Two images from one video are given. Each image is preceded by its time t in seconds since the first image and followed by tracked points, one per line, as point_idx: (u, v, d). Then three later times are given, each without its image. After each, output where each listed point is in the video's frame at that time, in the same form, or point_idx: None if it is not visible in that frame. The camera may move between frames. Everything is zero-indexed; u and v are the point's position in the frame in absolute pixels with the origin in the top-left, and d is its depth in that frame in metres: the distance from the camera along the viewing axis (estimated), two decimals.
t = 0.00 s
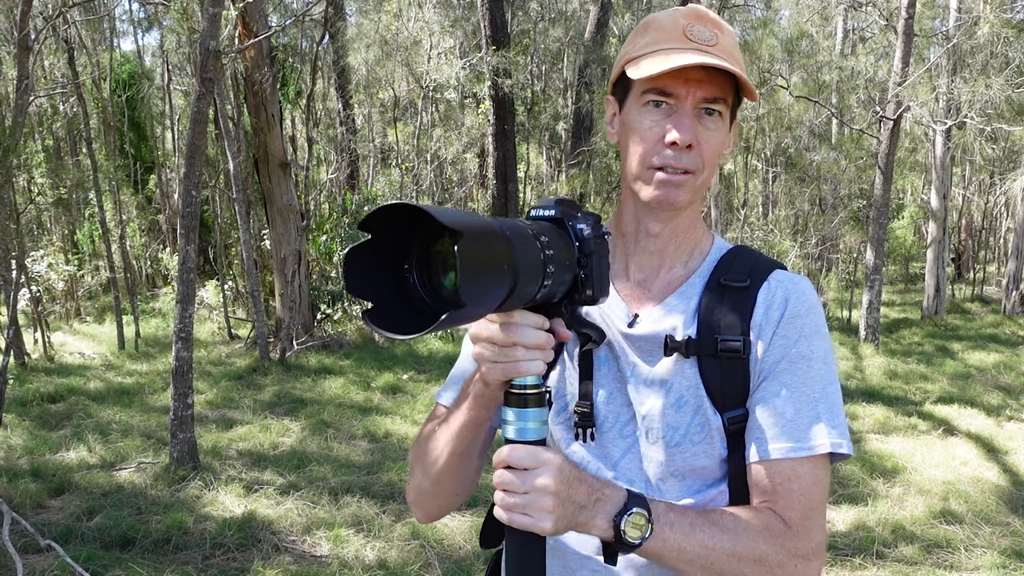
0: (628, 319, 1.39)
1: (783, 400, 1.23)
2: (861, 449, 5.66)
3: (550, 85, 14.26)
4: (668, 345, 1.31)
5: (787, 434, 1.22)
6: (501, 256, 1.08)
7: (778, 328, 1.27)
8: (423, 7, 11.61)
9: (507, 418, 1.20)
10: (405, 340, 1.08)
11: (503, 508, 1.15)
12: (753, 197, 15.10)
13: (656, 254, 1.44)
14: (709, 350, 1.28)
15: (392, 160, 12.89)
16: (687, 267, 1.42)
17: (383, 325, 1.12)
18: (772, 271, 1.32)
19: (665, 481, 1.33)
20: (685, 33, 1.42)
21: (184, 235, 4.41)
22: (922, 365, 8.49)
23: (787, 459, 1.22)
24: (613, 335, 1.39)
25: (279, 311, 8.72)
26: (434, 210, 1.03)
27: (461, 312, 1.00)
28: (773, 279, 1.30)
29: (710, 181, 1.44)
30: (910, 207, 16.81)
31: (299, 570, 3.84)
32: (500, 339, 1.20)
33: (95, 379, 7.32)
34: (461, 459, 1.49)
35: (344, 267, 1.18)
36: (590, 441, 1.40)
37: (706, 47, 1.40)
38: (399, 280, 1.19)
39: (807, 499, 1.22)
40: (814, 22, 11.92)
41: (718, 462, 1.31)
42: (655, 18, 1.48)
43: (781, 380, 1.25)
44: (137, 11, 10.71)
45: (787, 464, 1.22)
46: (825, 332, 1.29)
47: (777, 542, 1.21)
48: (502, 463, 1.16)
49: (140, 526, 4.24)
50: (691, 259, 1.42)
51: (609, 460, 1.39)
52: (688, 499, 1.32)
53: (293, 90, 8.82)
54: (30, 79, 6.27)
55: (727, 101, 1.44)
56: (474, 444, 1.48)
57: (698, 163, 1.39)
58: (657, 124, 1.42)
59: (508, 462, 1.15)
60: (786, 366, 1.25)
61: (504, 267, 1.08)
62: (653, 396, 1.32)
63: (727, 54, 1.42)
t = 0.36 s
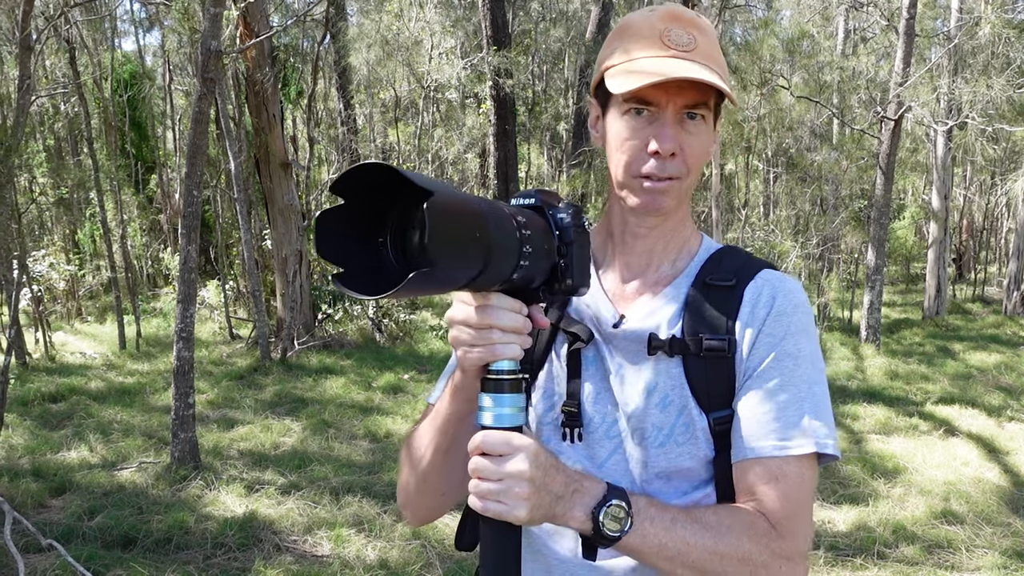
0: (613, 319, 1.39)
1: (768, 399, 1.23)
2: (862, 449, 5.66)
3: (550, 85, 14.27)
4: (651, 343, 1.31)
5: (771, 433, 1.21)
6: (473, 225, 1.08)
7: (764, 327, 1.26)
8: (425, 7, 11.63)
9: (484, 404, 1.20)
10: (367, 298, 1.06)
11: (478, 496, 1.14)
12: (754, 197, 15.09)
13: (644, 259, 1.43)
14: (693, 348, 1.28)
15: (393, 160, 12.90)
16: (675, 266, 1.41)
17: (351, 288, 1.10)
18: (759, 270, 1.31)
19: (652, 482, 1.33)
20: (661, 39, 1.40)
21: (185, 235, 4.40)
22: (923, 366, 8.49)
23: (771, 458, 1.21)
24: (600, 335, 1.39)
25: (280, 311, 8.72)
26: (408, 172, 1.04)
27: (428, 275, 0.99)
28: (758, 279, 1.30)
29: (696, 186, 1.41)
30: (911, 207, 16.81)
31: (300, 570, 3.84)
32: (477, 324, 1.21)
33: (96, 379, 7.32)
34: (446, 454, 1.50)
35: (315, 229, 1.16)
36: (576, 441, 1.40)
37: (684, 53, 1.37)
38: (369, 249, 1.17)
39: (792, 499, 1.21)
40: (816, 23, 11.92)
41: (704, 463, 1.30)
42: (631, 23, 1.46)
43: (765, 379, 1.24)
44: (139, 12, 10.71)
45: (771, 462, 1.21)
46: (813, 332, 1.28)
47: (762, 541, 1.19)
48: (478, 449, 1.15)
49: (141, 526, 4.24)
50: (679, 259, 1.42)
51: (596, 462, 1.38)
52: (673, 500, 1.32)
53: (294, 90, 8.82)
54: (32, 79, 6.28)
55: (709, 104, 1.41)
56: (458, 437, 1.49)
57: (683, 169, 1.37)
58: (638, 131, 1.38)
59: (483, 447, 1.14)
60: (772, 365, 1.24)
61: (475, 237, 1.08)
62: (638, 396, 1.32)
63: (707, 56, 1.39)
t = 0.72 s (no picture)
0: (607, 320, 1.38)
1: (762, 405, 1.22)
2: (863, 449, 5.67)
3: (551, 86, 14.28)
4: (643, 347, 1.30)
5: (763, 439, 1.21)
6: (462, 231, 1.07)
7: (758, 333, 1.25)
8: (425, 8, 11.65)
9: (478, 407, 1.19)
10: (358, 307, 1.07)
11: (470, 501, 1.14)
12: (754, 198, 15.10)
13: (638, 259, 1.43)
14: (687, 353, 1.27)
15: (394, 160, 12.92)
16: (669, 269, 1.41)
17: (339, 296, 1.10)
18: (754, 275, 1.31)
19: (643, 487, 1.33)
20: (654, 35, 1.40)
21: (187, 236, 4.41)
22: (925, 366, 8.49)
23: (764, 465, 1.20)
24: (595, 337, 1.39)
25: (281, 311, 8.72)
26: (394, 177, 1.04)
27: (413, 283, 0.99)
28: (753, 284, 1.29)
29: (689, 183, 1.41)
30: (912, 207, 16.82)
31: (301, 571, 3.84)
32: (472, 326, 1.21)
33: (97, 380, 7.33)
34: (440, 457, 1.49)
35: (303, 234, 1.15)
36: (569, 444, 1.40)
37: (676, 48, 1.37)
38: (359, 251, 1.16)
39: (785, 506, 1.21)
40: (817, 23, 11.92)
41: (696, 468, 1.30)
42: (626, 20, 1.47)
43: (759, 385, 1.23)
44: (139, 12, 10.71)
45: (764, 470, 1.20)
46: (806, 340, 1.28)
47: (752, 549, 1.19)
48: (470, 453, 1.15)
49: (143, 526, 4.24)
50: (674, 262, 1.41)
51: (587, 464, 1.39)
52: (664, 506, 1.31)
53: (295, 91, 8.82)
54: (34, 79, 6.29)
55: (703, 101, 1.40)
56: (450, 443, 1.48)
57: (674, 166, 1.37)
58: (630, 127, 1.39)
59: (474, 453, 1.14)
60: (765, 372, 1.23)
61: (465, 242, 1.08)
62: (631, 399, 1.32)
63: (701, 51, 1.39)
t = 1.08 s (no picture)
0: (607, 321, 1.38)
1: (762, 406, 1.22)
2: (865, 449, 5.66)
3: (552, 86, 14.29)
4: (642, 348, 1.30)
5: (762, 440, 1.20)
6: (469, 235, 1.07)
7: (756, 335, 1.25)
8: (426, 7, 11.65)
9: (480, 412, 1.19)
10: (363, 312, 1.06)
11: (470, 505, 1.14)
12: (755, 198, 15.10)
13: (639, 258, 1.43)
14: (686, 354, 1.27)
15: (395, 160, 12.91)
16: (669, 268, 1.40)
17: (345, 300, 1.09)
18: (752, 276, 1.31)
19: (642, 487, 1.33)
20: (654, 35, 1.40)
21: (188, 236, 4.40)
22: (926, 366, 8.49)
23: (763, 467, 1.20)
24: (595, 338, 1.39)
25: (282, 311, 8.72)
26: (400, 182, 1.03)
27: (419, 289, 0.99)
28: (752, 284, 1.29)
29: (689, 183, 1.41)
30: (913, 207, 16.83)
31: (302, 570, 3.84)
32: (476, 330, 1.21)
33: (98, 379, 7.33)
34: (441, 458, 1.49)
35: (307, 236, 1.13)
36: (568, 445, 1.40)
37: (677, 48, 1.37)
38: (365, 254, 1.16)
39: (785, 507, 1.21)
40: (818, 23, 11.93)
41: (695, 469, 1.29)
42: (626, 20, 1.46)
43: (758, 387, 1.23)
44: (140, 12, 10.71)
45: (764, 471, 1.20)
46: (806, 341, 1.28)
47: (752, 550, 1.19)
48: (471, 458, 1.15)
49: (144, 525, 4.24)
50: (673, 262, 1.41)
51: (586, 463, 1.39)
52: (663, 506, 1.31)
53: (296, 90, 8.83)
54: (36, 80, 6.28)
55: (704, 102, 1.40)
56: (450, 445, 1.48)
57: (676, 167, 1.37)
58: (630, 127, 1.38)
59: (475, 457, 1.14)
60: (764, 373, 1.23)
61: (472, 247, 1.08)
62: (629, 400, 1.32)
63: (701, 53, 1.39)
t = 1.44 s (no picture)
0: (606, 321, 1.38)
1: (762, 406, 1.22)
2: (865, 449, 5.67)
3: (552, 86, 14.30)
4: (642, 347, 1.30)
5: (762, 440, 1.20)
6: (470, 235, 1.07)
7: (756, 336, 1.25)
8: (427, 7, 11.65)
9: (480, 412, 1.19)
10: (365, 311, 1.05)
11: (471, 504, 1.14)
12: (755, 198, 15.11)
13: (639, 259, 1.43)
14: (685, 354, 1.27)
15: (395, 160, 12.92)
16: (669, 269, 1.40)
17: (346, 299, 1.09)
18: (752, 277, 1.31)
19: (642, 487, 1.33)
20: (651, 34, 1.40)
21: (188, 236, 4.40)
22: (926, 366, 8.50)
23: (763, 467, 1.20)
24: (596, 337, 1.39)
25: (283, 311, 8.72)
26: (403, 182, 1.03)
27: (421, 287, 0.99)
28: (752, 285, 1.29)
29: (687, 183, 1.41)
30: (913, 207, 16.85)
31: (302, 570, 3.84)
32: (477, 331, 1.21)
33: (98, 380, 7.33)
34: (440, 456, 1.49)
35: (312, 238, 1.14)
36: (568, 444, 1.40)
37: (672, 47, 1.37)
38: (366, 253, 1.16)
39: (785, 507, 1.21)
40: (818, 23, 11.94)
41: (696, 469, 1.29)
42: (624, 20, 1.47)
43: (757, 387, 1.23)
44: (140, 12, 10.70)
45: (763, 471, 1.20)
46: (806, 342, 1.28)
47: (752, 549, 1.19)
48: (472, 458, 1.15)
49: (144, 525, 4.24)
50: (673, 262, 1.41)
51: (586, 463, 1.39)
52: (662, 506, 1.31)
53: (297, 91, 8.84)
54: (36, 80, 6.28)
55: (699, 101, 1.40)
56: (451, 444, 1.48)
57: (671, 166, 1.37)
58: (626, 127, 1.39)
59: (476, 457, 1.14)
60: (764, 373, 1.23)
61: (473, 247, 1.08)
62: (629, 400, 1.31)
63: (697, 52, 1.39)
